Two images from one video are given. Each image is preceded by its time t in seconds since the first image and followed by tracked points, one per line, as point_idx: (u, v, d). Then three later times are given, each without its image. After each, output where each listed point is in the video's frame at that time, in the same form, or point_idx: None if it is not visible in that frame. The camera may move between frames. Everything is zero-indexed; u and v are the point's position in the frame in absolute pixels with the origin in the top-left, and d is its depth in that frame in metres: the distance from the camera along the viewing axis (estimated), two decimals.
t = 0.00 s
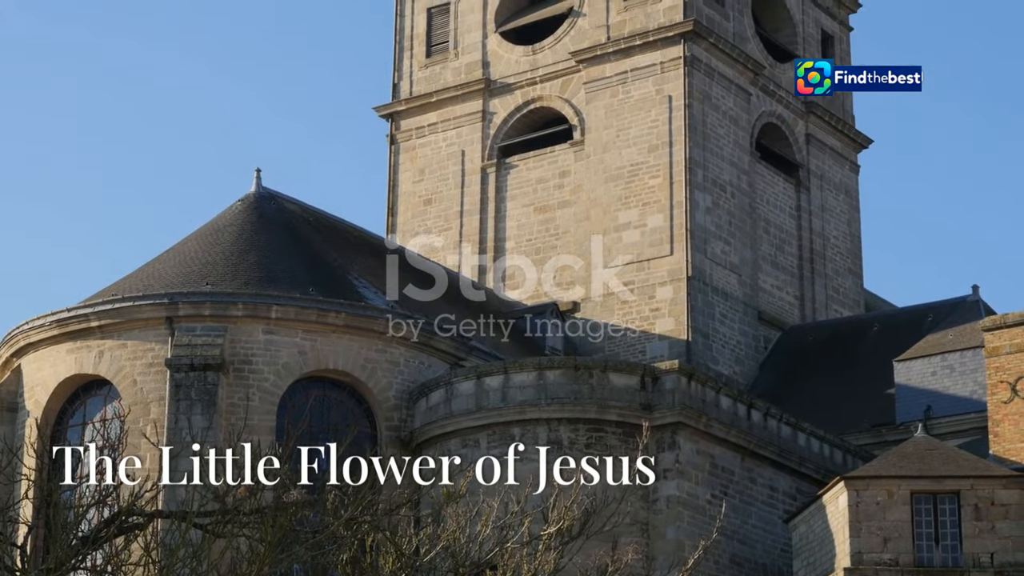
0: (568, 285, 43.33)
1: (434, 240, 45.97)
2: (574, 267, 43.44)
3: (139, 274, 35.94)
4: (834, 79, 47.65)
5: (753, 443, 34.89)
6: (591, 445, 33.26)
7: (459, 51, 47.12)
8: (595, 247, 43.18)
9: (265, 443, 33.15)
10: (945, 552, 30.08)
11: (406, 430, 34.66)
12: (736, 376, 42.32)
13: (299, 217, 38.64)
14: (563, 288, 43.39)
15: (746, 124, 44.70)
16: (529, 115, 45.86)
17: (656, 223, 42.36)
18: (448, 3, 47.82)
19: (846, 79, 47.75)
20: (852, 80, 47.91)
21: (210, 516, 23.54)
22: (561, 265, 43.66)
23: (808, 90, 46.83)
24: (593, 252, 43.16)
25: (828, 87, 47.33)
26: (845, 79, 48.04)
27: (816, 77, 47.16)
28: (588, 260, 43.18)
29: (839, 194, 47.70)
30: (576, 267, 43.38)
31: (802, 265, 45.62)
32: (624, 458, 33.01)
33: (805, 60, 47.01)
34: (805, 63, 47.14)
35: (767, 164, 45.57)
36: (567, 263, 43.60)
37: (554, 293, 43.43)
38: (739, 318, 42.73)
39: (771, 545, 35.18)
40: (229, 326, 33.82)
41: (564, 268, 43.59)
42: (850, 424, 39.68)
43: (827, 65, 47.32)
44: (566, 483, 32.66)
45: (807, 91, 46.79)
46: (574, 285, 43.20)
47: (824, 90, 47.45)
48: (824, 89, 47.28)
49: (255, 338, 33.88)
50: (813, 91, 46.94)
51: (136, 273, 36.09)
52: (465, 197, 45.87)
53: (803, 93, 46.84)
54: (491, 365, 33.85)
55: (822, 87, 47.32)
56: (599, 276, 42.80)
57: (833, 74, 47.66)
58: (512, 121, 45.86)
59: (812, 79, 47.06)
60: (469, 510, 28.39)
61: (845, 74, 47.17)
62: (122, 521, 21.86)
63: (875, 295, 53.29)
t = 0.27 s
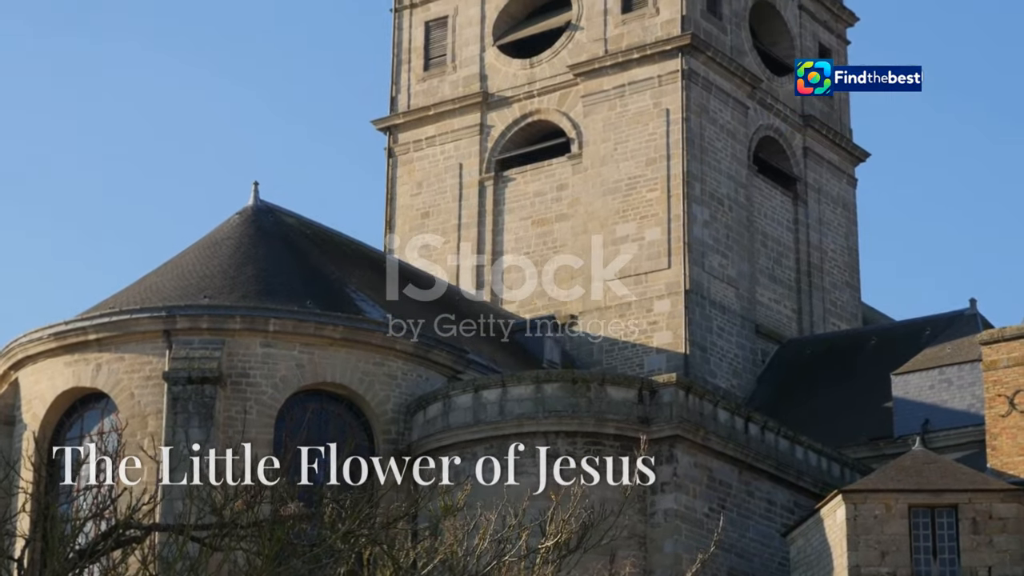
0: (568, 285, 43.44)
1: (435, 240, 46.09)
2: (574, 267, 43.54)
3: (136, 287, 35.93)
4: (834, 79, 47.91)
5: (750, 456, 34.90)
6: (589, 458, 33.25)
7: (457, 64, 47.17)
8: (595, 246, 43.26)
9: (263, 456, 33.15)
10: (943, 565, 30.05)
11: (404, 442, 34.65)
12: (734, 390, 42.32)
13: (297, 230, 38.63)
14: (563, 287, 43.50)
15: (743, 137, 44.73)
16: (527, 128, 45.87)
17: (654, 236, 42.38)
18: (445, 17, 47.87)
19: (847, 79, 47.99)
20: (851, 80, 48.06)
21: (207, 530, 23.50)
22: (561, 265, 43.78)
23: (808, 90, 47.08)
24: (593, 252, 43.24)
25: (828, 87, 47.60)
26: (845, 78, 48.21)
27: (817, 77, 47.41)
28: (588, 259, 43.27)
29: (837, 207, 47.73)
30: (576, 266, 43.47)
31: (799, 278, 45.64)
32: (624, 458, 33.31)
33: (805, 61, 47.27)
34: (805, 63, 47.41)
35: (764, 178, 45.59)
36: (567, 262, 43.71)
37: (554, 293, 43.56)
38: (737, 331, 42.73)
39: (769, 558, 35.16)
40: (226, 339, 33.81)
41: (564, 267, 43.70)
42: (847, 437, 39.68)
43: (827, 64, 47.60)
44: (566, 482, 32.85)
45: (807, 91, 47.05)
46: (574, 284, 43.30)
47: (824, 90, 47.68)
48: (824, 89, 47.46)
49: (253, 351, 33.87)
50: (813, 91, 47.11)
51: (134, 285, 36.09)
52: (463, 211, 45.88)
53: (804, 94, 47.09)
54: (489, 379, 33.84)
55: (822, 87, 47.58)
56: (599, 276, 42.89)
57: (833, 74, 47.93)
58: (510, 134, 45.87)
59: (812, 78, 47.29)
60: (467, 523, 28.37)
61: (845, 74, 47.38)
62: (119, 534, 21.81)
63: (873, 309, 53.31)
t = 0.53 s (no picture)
0: (567, 293, 43.47)
1: (435, 240, 46.19)
2: (573, 267, 43.62)
3: (134, 300, 35.92)
4: (834, 79, 48.39)
5: (748, 470, 34.89)
6: (586, 472, 33.22)
7: (455, 77, 47.21)
8: (594, 246, 43.31)
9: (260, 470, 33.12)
10: None
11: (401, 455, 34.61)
12: (732, 403, 42.31)
13: (294, 243, 38.63)
14: (563, 287, 43.60)
15: (741, 151, 44.76)
16: (524, 142, 45.89)
17: (652, 250, 42.39)
18: (443, 30, 47.91)
19: (847, 79, 48.43)
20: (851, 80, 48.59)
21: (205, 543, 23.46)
22: (562, 265, 43.85)
23: (808, 90, 47.51)
24: (593, 252, 43.29)
25: (828, 86, 48.10)
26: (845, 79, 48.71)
27: (816, 77, 47.89)
28: (587, 260, 43.33)
29: (835, 221, 47.75)
30: (575, 267, 43.55)
31: (797, 292, 45.66)
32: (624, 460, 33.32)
33: (805, 61, 47.76)
34: (805, 63, 47.90)
35: (762, 191, 45.61)
36: (567, 262, 43.78)
37: (554, 293, 43.68)
38: (734, 344, 42.73)
39: (766, 572, 35.12)
40: (224, 352, 33.82)
41: (564, 267, 43.78)
42: (845, 451, 39.66)
43: (826, 64, 48.14)
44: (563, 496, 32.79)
45: (807, 91, 47.48)
46: (574, 285, 43.38)
47: (824, 90, 48.15)
48: (824, 89, 48.00)
49: (250, 364, 33.87)
50: (812, 92, 47.58)
51: (131, 298, 36.08)
52: (461, 224, 45.88)
53: (804, 94, 47.51)
54: (487, 392, 33.83)
55: (822, 87, 48.08)
56: (599, 277, 42.95)
57: (833, 74, 48.42)
58: (507, 148, 45.88)
59: (812, 78, 47.75)
60: (465, 536, 28.34)
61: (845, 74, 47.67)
62: (117, 547, 21.78)
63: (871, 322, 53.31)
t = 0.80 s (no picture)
0: (565, 306, 43.47)
1: (434, 240, 46.30)
2: (573, 267, 43.72)
3: (132, 313, 35.90)
4: (834, 79, 48.72)
5: (746, 483, 34.87)
6: (584, 484, 33.20)
7: (453, 90, 47.23)
8: (595, 246, 43.42)
9: (258, 483, 33.09)
10: None
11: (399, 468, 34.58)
12: (730, 416, 42.30)
13: (293, 256, 38.62)
14: (563, 287, 43.71)
15: (739, 164, 44.78)
16: (523, 154, 45.91)
17: (650, 262, 42.39)
18: (442, 43, 47.94)
19: (847, 79, 48.82)
20: (851, 80, 48.92)
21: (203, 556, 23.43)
22: (562, 265, 43.96)
23: (808, 90, 47.73)
24: (593, 252, 43.39)
25: (827, 87, 48.40)
26: (845, 78, 49.06)
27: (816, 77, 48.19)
28: (588, 259, 43.43)
29: (833, 234, 47.75)
30: (575, 266, 43.65)
31: (795, 305, 45.66)
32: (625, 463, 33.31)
33: (805, 62, 48.05)
34: (805, 63, 48.20)
35: (760, 204, 45.62)
36: (567, 262, 43.88)
37: (555, 293, 43.77)
38: (733, 357, 42.73)
39: None
40: (223, 365, 33.81)
41: (564, 267, 43.88)
42: (843, 463, 39.65)
43: (826, 65, 48.45)
44: (561, 508, 32.76)
45: (807, 91, 47.72)
46: (574, 285, 43.48)
47: (824, 91, 48.42)
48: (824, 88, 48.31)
49: (249, 377, 33.86)
50: (813, 91, 47.82)
51: (130, 311, 36.07)
52: (459, 237, 45.88)
53: (804, 94, 47.73)
54: (485, 405, 33.84)
55: (822, 87, 48.38)
56: (599, 277, 43.05)
57: (832, 74, 48.75)
58: (506, 161, 45.89)
59: (812, 79, 48.02)
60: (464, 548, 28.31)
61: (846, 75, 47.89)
62: (115, 560, 21.75)
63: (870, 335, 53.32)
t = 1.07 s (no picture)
0: (563, 318, 43.49)
1: (434, 239, 46.45)
2: (573, 267, 43.83)
3: (131, 325, 35.89)
4: (834, 79, 49.02)
5: (745, 495, 34.86)
6: (583, 497, 33.22)
7: (452, 103, 47.26)
8: (595, 247, 43.53)
9: (257, 495, 33.07)
10: None
11: (398, 481, 34.57)
12: (729, 429, 42.28)
13: (291, 268, 38.61)
14: (563, 287, 43.84)
15: (738, 176, 44.81)
16: (521, 167, 45.92)
17: (649, 275, 42.41)
18: (441, 55, 47.96)
19: (846, 79, 49.18)
20: (851, 81, 49.21)
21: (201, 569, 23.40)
22: (561, 265, 44.07)
23: (808, 90, 48.07)
24: (593, 252, 43.51)
25: (827, 87, 48.74)
26: (844, 79, 49.34)
27: (816, 77, 48.50)
28: (587, 259, 43.54)
29: (832, 246, 47.75)
30: (575, 266, 43.78)
31: (794, 317, 45.67)
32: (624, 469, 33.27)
33: (806, 62, 48.38)
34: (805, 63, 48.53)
35: (759, 217, 45.63)
36: (567, 262, 43.98)
37: (555, 294, 43.89)
38: (731, 370, 42.74)
39: None
40: (221, 377, 33.80)
41: (564, 268, 43.99)
42: (842, 476, 39.65)
43: (826, 65, 48.79)
44: (559, 521, 32.76)
45: (807, 91, 48.04)
46: (574, 285, 43.59)
47: (824, 91, 48.74)
48: (824, 89, 48.61)
49: (247, 389, 33.86)
50: (812, 91, 48.14)
51: (128, 323, 36.06)
52: (458, 250, 45.86)
53: (804, 94, 48.06)
54: (484, 417, 33.83)
55: (822, 87, 48.69)
56: (599, 278, 43.15)
57: (833, 74, 49.05)
58: (504, 173, 45.90)
59: (812, 79, 48.35)
60: (463, 561, 28.28)
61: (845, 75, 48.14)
62: (113, 574, 21.73)
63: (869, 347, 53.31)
